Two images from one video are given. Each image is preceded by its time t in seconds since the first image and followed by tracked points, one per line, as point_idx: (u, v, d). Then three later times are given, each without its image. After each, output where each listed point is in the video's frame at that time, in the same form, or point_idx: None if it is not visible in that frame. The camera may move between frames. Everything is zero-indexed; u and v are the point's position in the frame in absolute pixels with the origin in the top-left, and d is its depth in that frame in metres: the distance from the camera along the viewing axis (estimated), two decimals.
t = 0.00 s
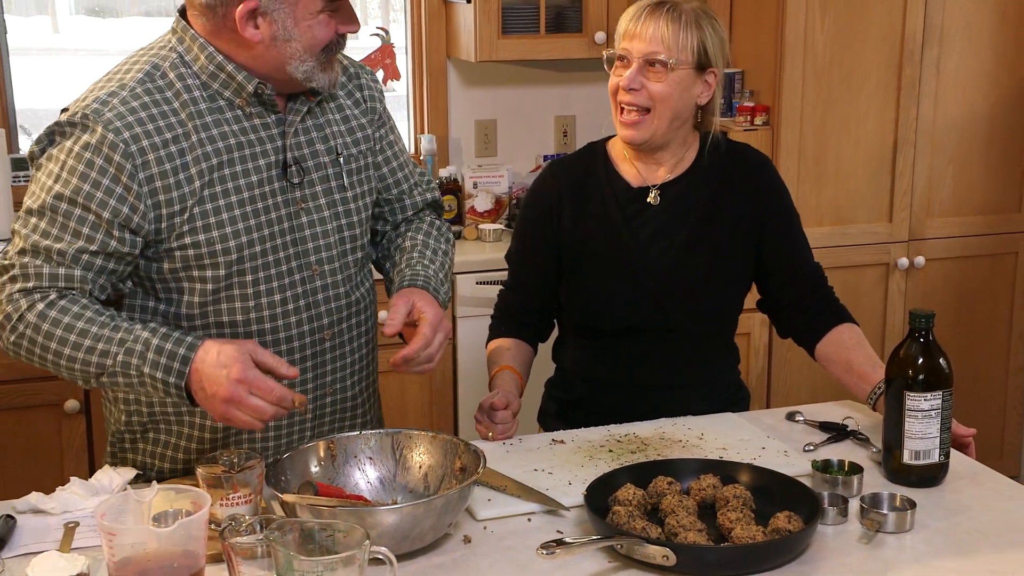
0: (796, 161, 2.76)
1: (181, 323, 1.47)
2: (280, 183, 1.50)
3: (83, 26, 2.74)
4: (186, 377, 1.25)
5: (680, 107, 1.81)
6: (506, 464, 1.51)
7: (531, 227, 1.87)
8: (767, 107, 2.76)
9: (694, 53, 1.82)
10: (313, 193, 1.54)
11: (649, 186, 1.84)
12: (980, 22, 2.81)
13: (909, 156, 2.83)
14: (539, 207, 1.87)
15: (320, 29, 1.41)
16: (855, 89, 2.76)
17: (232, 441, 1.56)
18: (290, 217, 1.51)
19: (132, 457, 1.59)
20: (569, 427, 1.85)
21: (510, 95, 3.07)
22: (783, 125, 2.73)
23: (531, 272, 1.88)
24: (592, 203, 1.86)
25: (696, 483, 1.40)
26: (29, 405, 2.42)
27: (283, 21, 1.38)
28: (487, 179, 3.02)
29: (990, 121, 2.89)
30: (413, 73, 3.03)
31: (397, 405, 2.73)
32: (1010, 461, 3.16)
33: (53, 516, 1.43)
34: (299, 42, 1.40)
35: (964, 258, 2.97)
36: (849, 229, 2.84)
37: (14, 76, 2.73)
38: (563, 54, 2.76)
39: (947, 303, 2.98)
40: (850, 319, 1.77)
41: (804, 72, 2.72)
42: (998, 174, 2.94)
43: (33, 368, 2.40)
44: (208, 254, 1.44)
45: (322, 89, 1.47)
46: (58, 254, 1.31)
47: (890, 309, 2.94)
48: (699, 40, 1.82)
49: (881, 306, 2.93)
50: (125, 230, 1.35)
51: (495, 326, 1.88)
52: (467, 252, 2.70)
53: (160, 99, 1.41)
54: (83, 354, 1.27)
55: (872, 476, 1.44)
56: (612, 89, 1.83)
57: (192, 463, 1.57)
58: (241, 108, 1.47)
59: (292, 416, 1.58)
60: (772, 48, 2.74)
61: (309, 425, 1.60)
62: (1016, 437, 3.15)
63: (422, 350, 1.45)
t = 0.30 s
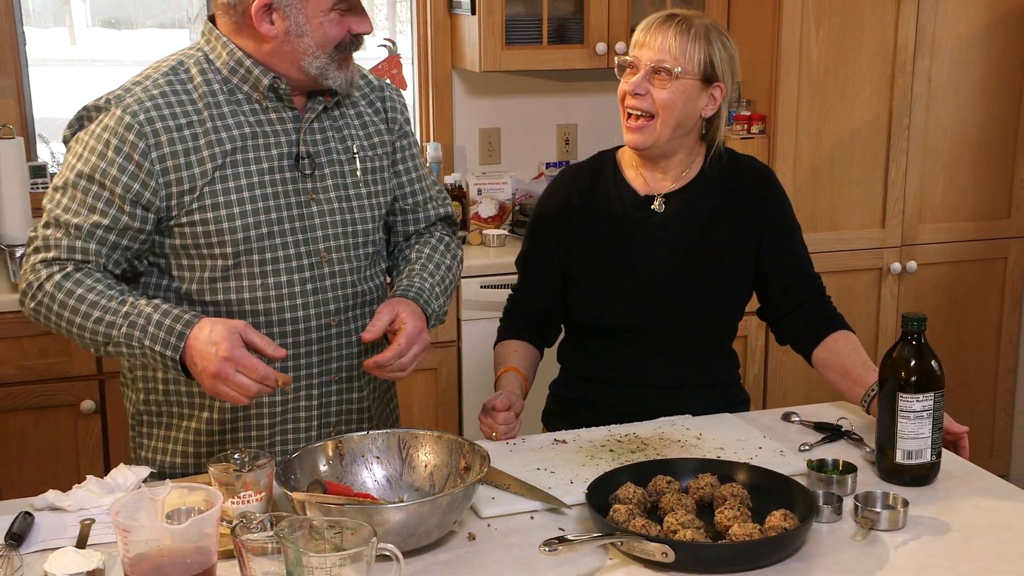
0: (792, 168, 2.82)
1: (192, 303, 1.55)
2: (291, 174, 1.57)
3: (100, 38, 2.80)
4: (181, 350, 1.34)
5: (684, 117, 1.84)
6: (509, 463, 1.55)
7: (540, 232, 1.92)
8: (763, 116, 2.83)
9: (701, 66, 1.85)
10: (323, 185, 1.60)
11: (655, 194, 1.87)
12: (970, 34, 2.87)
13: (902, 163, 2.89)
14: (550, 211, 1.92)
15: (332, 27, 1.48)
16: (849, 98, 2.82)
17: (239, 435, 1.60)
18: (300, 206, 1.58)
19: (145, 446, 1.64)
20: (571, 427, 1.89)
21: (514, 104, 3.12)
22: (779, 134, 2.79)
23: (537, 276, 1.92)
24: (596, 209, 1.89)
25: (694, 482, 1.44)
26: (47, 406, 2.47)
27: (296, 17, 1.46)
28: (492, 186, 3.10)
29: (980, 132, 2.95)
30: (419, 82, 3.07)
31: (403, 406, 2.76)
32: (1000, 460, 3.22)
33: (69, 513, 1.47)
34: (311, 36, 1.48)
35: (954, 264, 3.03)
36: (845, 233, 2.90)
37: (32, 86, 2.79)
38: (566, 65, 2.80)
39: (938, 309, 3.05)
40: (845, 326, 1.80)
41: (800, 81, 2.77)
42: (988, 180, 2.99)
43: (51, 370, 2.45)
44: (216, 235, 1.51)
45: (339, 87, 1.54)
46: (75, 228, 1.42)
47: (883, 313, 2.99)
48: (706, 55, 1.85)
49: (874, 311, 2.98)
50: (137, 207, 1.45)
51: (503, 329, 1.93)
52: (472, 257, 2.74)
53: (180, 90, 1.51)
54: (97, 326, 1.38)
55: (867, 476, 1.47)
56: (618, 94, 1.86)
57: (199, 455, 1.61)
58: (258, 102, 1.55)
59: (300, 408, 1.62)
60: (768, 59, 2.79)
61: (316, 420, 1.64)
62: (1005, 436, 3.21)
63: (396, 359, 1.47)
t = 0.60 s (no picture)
0: (788, 175, 2.87)
1: (207, 291, 1.62)
2: (306, 177, 1.63)
3: (117, 49, 2.86)
4: (195, 330, 1.43)
5: (685, 128, 1.88)
6: (513, 463, 1.60)
7: (544, 238, 1.97)
8: (760, 125, 2.87)
9: (702, 78, 1.89)
10: (336, 187, 1.66)
11: (658, 201, 1.92)
12: (960, 47, 2.93)
13: (894, 171, 2.95)
14: (559, 214, 1.96)
15: (317, 58, 1.48)
16: (843, 109, 2.87)
17: (247, 418, 1.66)
18: (312, 207, 1.64)
19: (163, 421, 1.72)
20: (573, 426, 1.94)
21: (518, 114, 3.17)
22: (775, 142, 2.84)
23: (541, 281, 1.96)
24: (599, 215, 1.93)
25: (692, 481, 1.48)
26: (64, 405, 2.52)
27: (290, 31, 1.49)
28: (496, 194, 3.12)
29: (968, 141, 3.01)
30: (425, 92, 3.12)
31: (410, 407, 2.79)
32: (989, 459, 3.27)
33: (87, 510, 1.52)
34: (295, 54, 1.50)
35: (945, 269, 3.08)
36: (838, 239, 2.94)
37: (52, 97, 2.85)
38: (568, 75, 2.85)
39: (930, 313, 3.09)
40: (842, 328, 1.85)
41: (795, 92, 2.83)
42: (978, 188, 3.05)
43: (69, 371, 2.50)
44: (229, 227, 1.58)
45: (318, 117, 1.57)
46: (104, 211, 1.51)
47: (876, 316, 3.04)
48: (708, 69, 1.90)
49: (867, 315, 3.03)
50: (158, 195, 1.52)
51: (510, 330, 1.97)
52: (477, 261, 2.79)
53: (209, 89, 1.58)
54: (121, 303, 1.47)
55: (860, 475, 1.51)
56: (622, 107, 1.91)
57: (214, 436, 1.69)
58: (280, 107, 1.61)
59: (304, 401, 1.68)
60: (765, 71, 2.84)
61: (320, 415, 1.70)
62: (994, 436, 3.26)
63: (443, 353, 1.58)
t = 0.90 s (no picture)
0: (784, 181, 2.91)
1: (223, 295, 1.67)
2: (317, 183, 1.67)
3: (132, 59, 2.91)
4: (214, 338, 1.49)
5: (687, 139, 1.92)
6: (516, 461, 1.64)
7: (547, 242, 2.01)
8: (757, 132, 2.91)
9: (700, 90, 1.92)
10: (348, 193, 1.70)
11: (658, 207, 1.95)
12: (952, 57, 2.97)
13: (887, 177, 2.99)
14: (560, 219, 2.00)
15: (300, 71, 1.54)
16: (837, 119, 2.91)
17: (261, 416, 1.71)
18: (324, 212, 1.68)
19: (182, 415, 1.78)
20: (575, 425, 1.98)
21: (521, 121, 3.22)
22: (772, 149, 2.88)
23: (544, 284, 2.00)
24: (601, 220, 1.97)
25: (691, 478, 1.52)
26: (80, 404, 2.56)
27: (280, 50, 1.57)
28: (499, 199, 3.15)
29: (960, 149, 3.05)
30: (431, 99, 3.17)
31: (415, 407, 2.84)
32: (981, 458, 3.32)
33: (102, 506, 1.57)
34: (285, 71, 1.57)
35: (938, 273, 3.12)
36: (833, 244, 2.99)
37: (69, 105, 2.90)
38: (570, 84, 2.90)
39: (923, 315, 3.14)
40: (837, 329, 1.88)
41: (791, 100, 2.87)
42: (969, 194, 3.09)
43: (85, 371, 2.54)
44: (243, 232, 1.63)
45: (322, 130, 1.62)
46: (127, 217, 1.57)
47: (870, 319, 3.08)
48: (706, 80, 1.93)
49: (861, 317, 3.07)
50: (176, 202, 1.58)
51: (514, 331, 2.01)
52: (481, 264, 2.83)
53: (227, 98, 1.63)
54: (144, 308, 1.54)
55: (855, 473, 1.55)
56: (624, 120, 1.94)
57: (226, 431, 1.73)
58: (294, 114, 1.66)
59: (314, 400, 1.72)
60: (762, 81, 2.88)
61: (331, 414, 1.74)
62: (987, 436, 3.31)
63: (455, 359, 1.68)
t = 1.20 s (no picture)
0: (780, 185, 2.96)
1: (235, 297, 1.72)
2: (320, 185, 1.72)
3: (145, 68, 2.98)
4: (228, 333, 1.52)
5: (699, 149, 1.94)
6: (518, 459, 1.68)
7: (549, 244, 2.04)
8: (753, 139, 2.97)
9: (712, 101, 1.93)
10: (352, 194, 1.75)
11: (657, 212, 1.99)
12: (942, 66, 3.02)
13: (880, 184, 3.04)
14: (559, 223, 2.04)
15: (300, 67, 1.59)
16: (831, 126, 2.97)
17: (273, 414, 1.76)
18: (328, 213, 1.72)
19: (200, 418, 1.82)
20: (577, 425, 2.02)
21: (524, 129, 3.28)
22: (767, 155, 2.93)
23: (548, 288, 2.04)
24: (602, 223, 2.01)
25: (689, 476, 1.55)
26: (95, 404, 2.61)
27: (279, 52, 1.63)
28: (503, 204, 3.24)
29: (950, 156, 3.11)
30: (436, 106, 3.23)
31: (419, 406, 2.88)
32: (970, 456, 3.37)
33: (116, 503, 1.61)
34: (284, 72, 1.63)
35: (929, 276, 3.18)
36: (826, 248, 3.04)
37: (85, 113, 2.96)
38: (570, 93, 2.96)
39: (915, 317, 3.19)
40: (830, 331, 1.93)
41: (787, 109, 2.93)
42: (959, 200, 3.15)
43: (99, 371, 2.59)
44: (252, 235, 1.68)
45: (325, 127, 1.66)
46: (141, 225, 1.62)
47: (863, 322, 3.13)
48: (717, 88, 1.93)
49: (854, 320, 3.12)
50: (187, 208, 1.63)
51: (515, 332, 2.05)
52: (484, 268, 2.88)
53: (233, 107, 1.68)
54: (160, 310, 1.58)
55: (849, 471, 1.59)
56: (641, 134, 1.93)
57: (242, 429, 1.78)
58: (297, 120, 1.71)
59: (325, 398, 1.76)
60: (757, 89, 2.93)
61: (343, 412, 1.78)
62: (976, 435, 3.36)
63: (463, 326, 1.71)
